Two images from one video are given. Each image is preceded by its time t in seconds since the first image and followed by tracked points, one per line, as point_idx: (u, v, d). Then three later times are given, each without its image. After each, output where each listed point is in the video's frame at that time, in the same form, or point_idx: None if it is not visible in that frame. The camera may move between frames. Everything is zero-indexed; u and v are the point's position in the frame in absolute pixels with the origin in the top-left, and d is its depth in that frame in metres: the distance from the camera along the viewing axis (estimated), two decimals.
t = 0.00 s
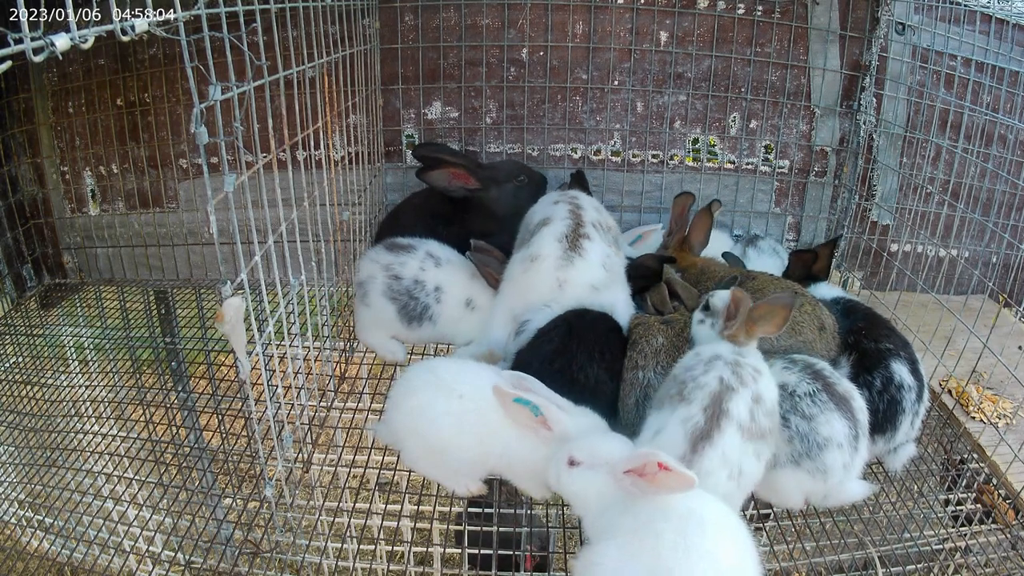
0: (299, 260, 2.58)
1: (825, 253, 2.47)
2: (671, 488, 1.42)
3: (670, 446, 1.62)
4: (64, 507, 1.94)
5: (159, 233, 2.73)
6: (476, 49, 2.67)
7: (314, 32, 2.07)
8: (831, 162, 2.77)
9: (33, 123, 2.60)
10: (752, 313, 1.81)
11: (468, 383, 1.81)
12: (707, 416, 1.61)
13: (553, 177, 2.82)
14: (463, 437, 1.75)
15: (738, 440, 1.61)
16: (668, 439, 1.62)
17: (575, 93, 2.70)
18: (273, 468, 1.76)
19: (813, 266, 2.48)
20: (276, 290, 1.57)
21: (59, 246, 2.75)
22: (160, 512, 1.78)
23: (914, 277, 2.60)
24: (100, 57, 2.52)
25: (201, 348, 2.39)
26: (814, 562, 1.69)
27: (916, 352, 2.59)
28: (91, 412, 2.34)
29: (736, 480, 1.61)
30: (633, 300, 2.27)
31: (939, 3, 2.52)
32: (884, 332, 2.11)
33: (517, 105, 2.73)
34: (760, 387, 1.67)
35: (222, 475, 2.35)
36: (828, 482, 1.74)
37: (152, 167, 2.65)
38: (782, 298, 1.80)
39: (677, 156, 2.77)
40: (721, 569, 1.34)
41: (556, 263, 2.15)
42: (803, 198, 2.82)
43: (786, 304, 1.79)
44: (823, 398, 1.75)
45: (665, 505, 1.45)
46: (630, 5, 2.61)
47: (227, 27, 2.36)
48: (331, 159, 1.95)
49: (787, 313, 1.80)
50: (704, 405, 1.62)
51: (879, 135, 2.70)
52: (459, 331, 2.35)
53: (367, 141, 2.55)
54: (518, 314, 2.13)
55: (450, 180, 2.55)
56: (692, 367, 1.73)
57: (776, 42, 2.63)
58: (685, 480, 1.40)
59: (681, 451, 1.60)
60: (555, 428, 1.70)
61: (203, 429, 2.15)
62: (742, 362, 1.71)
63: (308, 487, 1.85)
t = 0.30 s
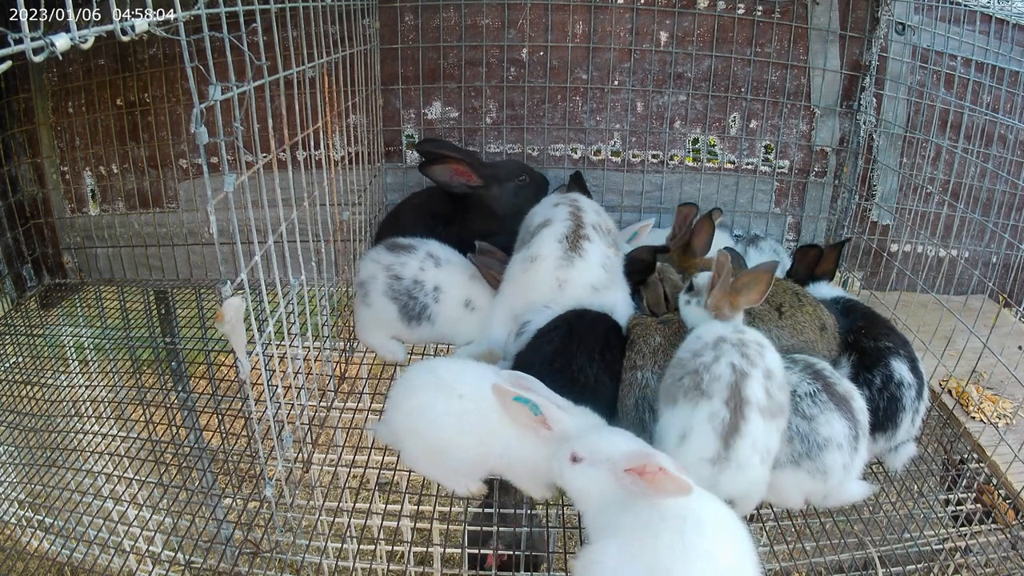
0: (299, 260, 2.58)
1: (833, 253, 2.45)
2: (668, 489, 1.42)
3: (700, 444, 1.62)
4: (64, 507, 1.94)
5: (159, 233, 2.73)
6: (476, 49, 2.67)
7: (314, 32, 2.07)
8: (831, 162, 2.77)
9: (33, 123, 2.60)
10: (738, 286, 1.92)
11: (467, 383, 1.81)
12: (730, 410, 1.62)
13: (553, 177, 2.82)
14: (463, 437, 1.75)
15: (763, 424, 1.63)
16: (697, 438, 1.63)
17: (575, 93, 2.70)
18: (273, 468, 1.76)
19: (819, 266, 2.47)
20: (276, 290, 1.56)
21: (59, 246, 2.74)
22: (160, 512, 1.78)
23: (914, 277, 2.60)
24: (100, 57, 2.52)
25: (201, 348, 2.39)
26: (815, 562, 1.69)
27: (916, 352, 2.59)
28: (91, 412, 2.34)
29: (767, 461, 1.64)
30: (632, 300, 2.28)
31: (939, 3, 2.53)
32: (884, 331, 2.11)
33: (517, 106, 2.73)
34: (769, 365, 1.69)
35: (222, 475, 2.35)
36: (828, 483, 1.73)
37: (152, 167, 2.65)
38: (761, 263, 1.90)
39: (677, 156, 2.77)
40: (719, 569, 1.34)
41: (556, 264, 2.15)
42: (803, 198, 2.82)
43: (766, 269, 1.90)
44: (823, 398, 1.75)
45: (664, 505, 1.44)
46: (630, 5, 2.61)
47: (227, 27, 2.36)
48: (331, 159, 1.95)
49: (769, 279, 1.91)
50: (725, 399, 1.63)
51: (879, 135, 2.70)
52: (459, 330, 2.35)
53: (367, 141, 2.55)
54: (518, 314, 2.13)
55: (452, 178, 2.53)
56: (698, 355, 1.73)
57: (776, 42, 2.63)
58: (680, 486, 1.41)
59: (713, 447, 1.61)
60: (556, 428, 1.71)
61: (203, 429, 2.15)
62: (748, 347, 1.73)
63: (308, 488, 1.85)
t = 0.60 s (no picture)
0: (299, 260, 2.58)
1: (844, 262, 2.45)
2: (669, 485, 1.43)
3: (709, 425, 1.65)
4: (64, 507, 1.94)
5: (159, 233, 2.73)
6: (476, 49, 2.67)
7: (314, 32, 2.07)
8: (831, 162, 2.77)
9: (33, 123, 2.60)
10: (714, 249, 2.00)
11: (466, 383, 1.82)
12: (735, 389, 1.66)
13: (553, 177, 2.82)
14: (463, 437, 1.75)
15: (767, 402, 1.68)
16: (705, 419, 1.65)
17: (575, 93, 2.70)
18: (273, 468, 1.76)
19: (831, 271, 2.47)
20: (276, 290, 1.56)
21: (59, 246, 2.75)
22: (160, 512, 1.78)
23: (914, 277, 2.60)
24: (100, 57, 2.52)
25: (201, 348, 2.39)
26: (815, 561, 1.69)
27: (916, 353, 2.59)
28: (91, 412, 2.34)
29: (771, 440, 1.68)
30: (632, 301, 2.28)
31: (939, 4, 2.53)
32: (883, 331, 2.12)
33: (517, 106, 2.73)
34: (764, 349, 1.77)
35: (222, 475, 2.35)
36: (828, 483, 1.74)
37: (151, 167, 2.65)
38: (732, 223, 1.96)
39: (677, 156, 2.77)
40: (719, 569, 1.35)
41: (561, 271, 2.15)
42: (803, 198, 2.82)
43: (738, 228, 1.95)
44: (824, 398, 1.75)
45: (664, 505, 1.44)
46: (630, 5, 2.61)
47: (227, 27, 2.36)
48: (331, 159, 1.95)
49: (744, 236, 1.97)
50: (729, 380, 1.68)
51: (879, 135, 2.70)
52: (459, 332, 2.35)
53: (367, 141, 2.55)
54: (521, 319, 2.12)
55: (452, 178, 2.53)
56: (699, 347, 1.78)
57: (776, 42, 2.63)
58: (682, 481, 1.41)
59: (721, 427, 1.64)
60: (556, 428, 1.69)
61: (203, 429, 2.15)
62: (745, 333, 1.80)
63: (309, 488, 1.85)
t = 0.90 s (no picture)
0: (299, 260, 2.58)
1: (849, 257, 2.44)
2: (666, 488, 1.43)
3: (706, 388, 1.69)
4: (64, 507, 1.93)
5: (159, 233, 2.73)
6: (476, 49, 2.67)
7: (314, 32, 2.07)
8: (831, 161, 2.77)
9: (33, 123, 2.60)
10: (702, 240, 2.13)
11: (467, 384, 1.82)
12: (728, 354, 1.73)
13: (553, 177, 2.82)
14: (463, 437, 1.75)
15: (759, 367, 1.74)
16: (702, 383, 1.70)
17: (575, 93, 2.70)
18: (273, 468, 1.76)
19: (835, 266, 2.46)
20: (276, 290, 1.56)
21: (59, 246, 2.75)
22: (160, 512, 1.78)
23: (914, 277, 2.60)
24: (100, 57, 2.52)
25: (201, 348, 2.39)
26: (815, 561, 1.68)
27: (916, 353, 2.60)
28: (91, 412, 2.34)
29: (769, 405, 1.71)
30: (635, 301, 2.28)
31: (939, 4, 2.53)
32: (884, 328, 2.12)
33: (517, 105, 2.73)
34: (753, 321, 1.86)
35: (222, 475, 2.35)
36: (831, 483, 1.73)
37: (151, 167, 2.65)
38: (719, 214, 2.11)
39: (677, 156, 2.77)
40: (717, 570, 1.34)
41: (564, 277, 2.15)
42: (803, 198, 2.82)
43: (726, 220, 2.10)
44: (828, 397, 1.76)
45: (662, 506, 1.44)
46: (630, 5, 2.61)
47: (227, 27, 2.36)
48: (331, 159, 1.95)
49: (731, 227, 2.11)
50: (722, 346, 1.75)
51: (879, 135, 2.70)
52: (459, 332, 2.36)
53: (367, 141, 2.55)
54: (522, 324, 2.12)
55: (451, 177, 2.54)
56: (692, 323, 1.85)
57: (776, 41, 2.63)
58: (680, 487, 1.41)
59: (718, 388, 1.69)
60: (555, 427, 1.69)
61: (203, 429, 2.15)
62: (734, 307, 1.88)
63: (309, 488, 1.85)
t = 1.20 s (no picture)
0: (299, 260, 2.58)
1: (849, 260, 2.45)
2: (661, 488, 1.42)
3: (713, 366, 1.74)
4: (64, 507, 1.93)
5: (159, 233, 2.74)
6: (476, 49, 2.67)
7: (314, 32, 2.07)
8: (831, 162, 2.77)
9: (33, 123, 2.60)
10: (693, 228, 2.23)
11: (467, 384, 1.82)
12: (732, 334, 1.79)
13: (553, 176, 2.82)
14: (463, 437, 1.75)
15: (761, 347, 1.79)
16: (709, 361, 1.75)
17: (575, 93, 2.70)
18: (273, 468, 1.76)
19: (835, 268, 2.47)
20: (276, 290, 1.56)
21: (59, 246, 2.75)
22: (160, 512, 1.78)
23: (914, 277, 2.61)
24: (100, 57, 2.52)
25: (201, 348, 2.39)
26: (815, 561, 1.68)
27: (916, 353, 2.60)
28: (91, 412, 2.34)
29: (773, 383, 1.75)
30: (635, 302, 2.29)
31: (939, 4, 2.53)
32: (884, 329, 2.12)
33: (517, 105, 2.73)
34: (750, 308, 1.92)
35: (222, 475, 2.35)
36: (832, 484, 1.73)
37: (151, 167, 2.65)
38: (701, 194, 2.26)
39: (677, 156, 2.77)
40: (717, 570, 1.35)
41: (565, 278, 2.15)
42: (803, 198, 2.82)
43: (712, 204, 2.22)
44: (829, 398, 1.75)
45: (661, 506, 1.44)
46: (630, 5, 2.61)
47: (227, 27, 2.36)
48: (331, 159, 1.95)
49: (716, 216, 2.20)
50: (725, 327, 1.81)
51: (879, 135, 2.70)
52: (458, 332, 2.35)
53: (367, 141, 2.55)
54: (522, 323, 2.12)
55: (451, 177, 2.53)
56: (693, 309, 1.92)
57: (776, 41, 2.63)
58: (675, 485, 1.40)
59: (725, 365, 1.73)
60: (554, 427, 1.69)
61: (203, 429, 2.15)
62: (731, 295, 1.95)
63: (309, 488, 1.85)
